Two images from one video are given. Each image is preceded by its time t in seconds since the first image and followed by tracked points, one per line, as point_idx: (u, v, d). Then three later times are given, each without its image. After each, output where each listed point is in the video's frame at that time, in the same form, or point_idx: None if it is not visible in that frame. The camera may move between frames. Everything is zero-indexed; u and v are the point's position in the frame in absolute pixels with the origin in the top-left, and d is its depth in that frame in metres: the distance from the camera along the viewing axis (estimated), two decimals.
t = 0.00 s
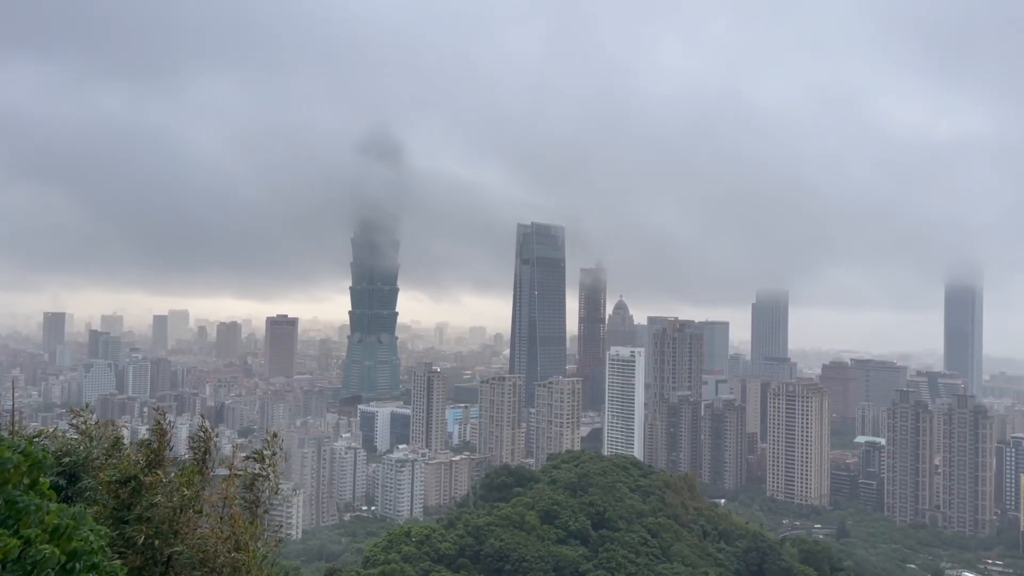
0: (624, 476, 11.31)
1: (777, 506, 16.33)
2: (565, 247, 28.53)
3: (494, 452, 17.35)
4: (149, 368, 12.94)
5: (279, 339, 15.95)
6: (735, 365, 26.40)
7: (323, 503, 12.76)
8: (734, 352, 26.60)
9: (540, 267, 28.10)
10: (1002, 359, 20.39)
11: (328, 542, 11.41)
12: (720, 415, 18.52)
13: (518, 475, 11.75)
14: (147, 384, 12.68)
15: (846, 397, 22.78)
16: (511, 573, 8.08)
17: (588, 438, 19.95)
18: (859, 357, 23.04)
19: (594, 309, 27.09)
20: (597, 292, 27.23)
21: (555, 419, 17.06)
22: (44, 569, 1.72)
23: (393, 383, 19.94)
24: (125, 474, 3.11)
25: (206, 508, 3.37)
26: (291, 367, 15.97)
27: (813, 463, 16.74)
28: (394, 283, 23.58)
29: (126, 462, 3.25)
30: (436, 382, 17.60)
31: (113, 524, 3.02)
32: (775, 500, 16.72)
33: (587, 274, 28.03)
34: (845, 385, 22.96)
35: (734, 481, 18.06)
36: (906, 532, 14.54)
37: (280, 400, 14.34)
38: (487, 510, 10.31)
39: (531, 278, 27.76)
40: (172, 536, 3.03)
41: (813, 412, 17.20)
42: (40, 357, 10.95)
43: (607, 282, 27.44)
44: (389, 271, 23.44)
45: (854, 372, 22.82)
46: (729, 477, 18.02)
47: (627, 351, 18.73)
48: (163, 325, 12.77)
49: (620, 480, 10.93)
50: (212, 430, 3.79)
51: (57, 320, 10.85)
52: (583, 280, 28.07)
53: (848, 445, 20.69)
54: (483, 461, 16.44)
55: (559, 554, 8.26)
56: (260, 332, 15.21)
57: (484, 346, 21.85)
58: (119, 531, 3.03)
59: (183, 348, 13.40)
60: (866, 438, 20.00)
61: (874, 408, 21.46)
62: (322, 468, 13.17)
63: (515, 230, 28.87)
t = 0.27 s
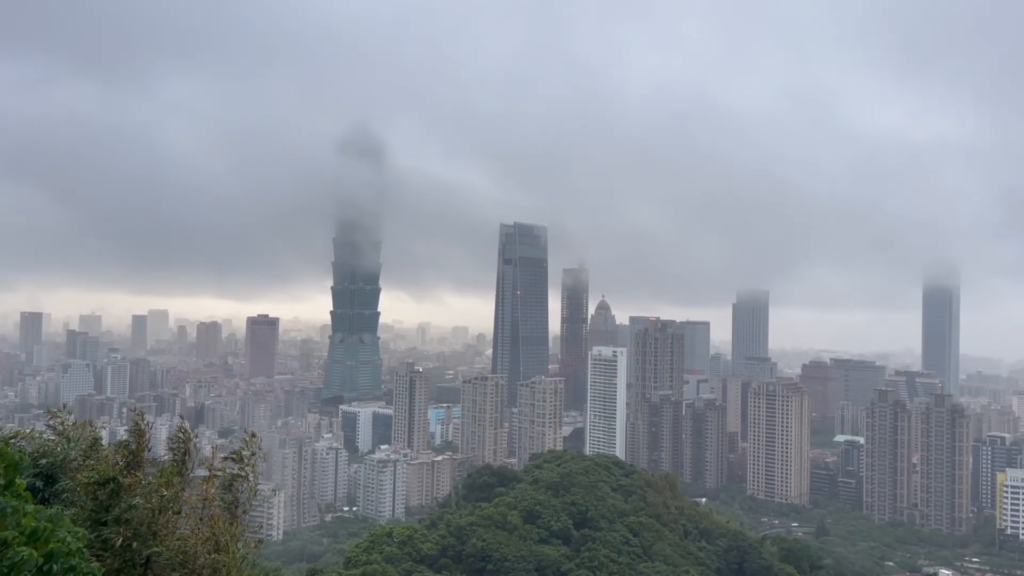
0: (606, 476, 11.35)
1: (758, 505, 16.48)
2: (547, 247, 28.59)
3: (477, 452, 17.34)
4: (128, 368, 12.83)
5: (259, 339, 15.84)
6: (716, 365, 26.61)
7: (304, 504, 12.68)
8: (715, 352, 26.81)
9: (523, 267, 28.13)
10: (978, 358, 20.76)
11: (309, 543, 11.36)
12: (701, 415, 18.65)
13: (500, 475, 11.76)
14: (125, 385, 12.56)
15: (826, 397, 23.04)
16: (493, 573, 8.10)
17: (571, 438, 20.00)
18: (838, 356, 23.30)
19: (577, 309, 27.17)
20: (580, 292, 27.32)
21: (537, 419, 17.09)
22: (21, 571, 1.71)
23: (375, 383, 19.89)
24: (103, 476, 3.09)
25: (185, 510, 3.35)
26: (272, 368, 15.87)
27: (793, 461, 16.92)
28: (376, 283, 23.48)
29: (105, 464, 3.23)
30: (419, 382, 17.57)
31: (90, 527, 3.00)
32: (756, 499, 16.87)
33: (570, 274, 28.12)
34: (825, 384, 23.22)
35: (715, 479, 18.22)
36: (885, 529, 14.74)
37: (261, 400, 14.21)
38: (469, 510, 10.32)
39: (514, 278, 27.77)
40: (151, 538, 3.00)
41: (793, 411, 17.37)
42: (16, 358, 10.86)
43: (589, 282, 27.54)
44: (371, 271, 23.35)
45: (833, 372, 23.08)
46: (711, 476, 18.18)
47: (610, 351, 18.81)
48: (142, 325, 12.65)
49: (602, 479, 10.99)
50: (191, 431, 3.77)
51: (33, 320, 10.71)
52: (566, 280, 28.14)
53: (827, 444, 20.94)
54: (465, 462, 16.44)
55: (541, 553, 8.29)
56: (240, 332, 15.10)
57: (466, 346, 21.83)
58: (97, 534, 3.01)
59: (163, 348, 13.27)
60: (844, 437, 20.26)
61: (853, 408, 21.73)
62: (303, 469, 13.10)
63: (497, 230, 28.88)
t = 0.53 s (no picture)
0: (588, 475, 11.40)
1: (738, 504, 16.62)
2: (530, 247, 28.63)
3: (459, 452, 17.33)
4: (105, 369, 12.76)
5: (240, 339, 15.72)
6: (697, 364, 26.80)
7: (285, 505, 12.59)
8: (696, 352, 27.00)
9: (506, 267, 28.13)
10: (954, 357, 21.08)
11: (290, 544, 11.28)
12: (682, 414, 18.77)
13: (482, 475, 11.77)
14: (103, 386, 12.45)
15: (806, 396, 23.28)
16: (474, 574, 8.10)
17: (553, 438, 20.04)
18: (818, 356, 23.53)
19: (559, 309, 27.24)
20: (562, 292, 27.37)
21: (519, 419, 17.10)
22: None
23: (356, 384, 19.83)
24: (81, 477, 3.06)
25: (164, 511, 3.33)
26: (252, 367, 15.76)
27: (773, 460, 17.07)
28: (358, 283, 23.42)
29: (82, 465, 3.20)
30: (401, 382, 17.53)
31: (68, 529, 2.97)
32: (736, 498, 17.01)
33: (552, 274, 28.19)
34: (805, 384, 23.45)
35: (696, 478, 18.37)
36: (863, 528, 14.92)
37: (241, 401, 14.12)
38: (451, 511, 10.30)
39: (497, 278, 27.78)
40: (129, 540, 2.98)
41: (773, 411, 17.53)
42: None
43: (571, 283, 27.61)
44: (353, 271, 23.28)
45: (813, 371, 23.31)
46: (692, 475, 18.32)
47: (592, 351, 18.80)
48: (119, 326, 12.50)
49: (584, 479, 11.04)
50: (170, 432, 3.73)
51: (8, 321, 10.56)
52: (548, 280, 28.18)
53: (807, 444, 21.16)
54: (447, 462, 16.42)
55: (522, 554, 8.31)
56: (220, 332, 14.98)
57: (449, 346, 21.78)
58: (74, 536, 2.98)
59: (141, 348, 13.12)
60: (823, 436, 20.49)
61: (833, 407, 21.97)
62: (284, 470, 13.01)
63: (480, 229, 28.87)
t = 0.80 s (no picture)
0: (570, 475, 11.42)
1: (719, 503, 16.75)
2: (512, 247, 28.64)
3: (441, 453, 17.30)
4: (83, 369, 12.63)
5: (219, 339, 15.58)
6: (679, 364, 26.98)
7: (265, 507, 12.49)
8: (677, 352, 27.18)
9: (488, 267, 28.12)
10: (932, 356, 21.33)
11: (271, 546, 11.22)
12: (664, 414, 18.88)
13: (464, 475, 11.77)
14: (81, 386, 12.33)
15: (785, 395, 23.52)
16: (457, 574, 8.10)
17: (535, 438, 20.07)
18: (798, 356, 23.76)
19: (542, 309, 27.29)
20: (545, 293, 27.41)
21: (502, 419, 17.12)
22: None
23: (338, 384, 19.76)
24: (57, 480, 3.04)
25: (142, 512, 3.30)
26: (232, 368, 15.63)
27: (754, 460, 17.22)
28: (339, 283, 23.33)
29: (57, 467, 3.17)
30: (383, 382, 17.49)
31: (44, 531, 2.94)
32: (717, 497, 17.15)
33: (534, 274, 28.24)
34: (784, 383, 23.69)
35: (677, 477, 18.51)
36: (842, 526, 15.10)
37: (222, 402, 14.01)
38: (433, 511, 10.29)
39: (479, 278, 27.77)
40: (107, 541, 2.96)
41: (754, 410, 17.67)
42: None
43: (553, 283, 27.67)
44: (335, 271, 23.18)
45: (793, 371, 23.54)
46: (673, 474, 18.44)
47: (574, 351, 18.85)
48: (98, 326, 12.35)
49: (566, 478, 11.09)
50: (147, 432, 3.71)
51: None
52: (531, 279, 28.22)
53: (787, 443, 21.37)
54: (430, 462, 16.39)
55: (505, 553, 8.33)
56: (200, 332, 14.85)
57: (431, 346, 21.72)
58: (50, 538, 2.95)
59: (120, 349, 12.96)
60: (803, 435, 20.73)
61: (812, 407, 22.20)
62: (264, 472, 12.92)
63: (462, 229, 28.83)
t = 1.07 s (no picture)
0: (552, 475, 11.45)
1: (701, 502, 16.86)
2: (495, 247, 28.64)
3: (423, 453, 17.26)
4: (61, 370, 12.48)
5: (199, 340, 15.45)
6: (661, 364, 27.13)
7: (246, 508, 12.40)
8: (659, 351, 27.32)
9: (471, 267, 28.09)
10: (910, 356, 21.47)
11: (252, 547, 11.14)
12: (646, 413, 18.98)
13: (447, 475, 11.77)
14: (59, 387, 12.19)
15: (766, 395, 23.73)
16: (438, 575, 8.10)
17: (518, 438, 20.10)
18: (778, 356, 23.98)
19: (525, 309, 27.33)
20: (528, 293, 27.43)
21: (485, 419, 17.11)
22: None
23: (319, 385, 19.69)
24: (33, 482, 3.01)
25: (120, 515, 3.28)
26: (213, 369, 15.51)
27: (735, 459, 17.36)
28: (321, 283, 23.23)
29: (33, 470, 3.13)
30: (365, 382, 17.43)
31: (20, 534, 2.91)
32: (699, 496, 17.27)
33: (516, 274, 28.26)
34: (765, 383, 23.91)
35: (659, 477, 18.62)
36: (822, 524, 15.27)
37: (202, 403, 13.90)
38: (415, 512, 10.27)
39: (462, 277, 27.76)
40: (85, 543, 2.93)
41: (735, 410, 17.80)
42: None
43: (536, 284, 27.70)
44: (316, 272, 23.08)
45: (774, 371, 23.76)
46: (654, 474, 18.55)
47: (557, 351, 18.88)
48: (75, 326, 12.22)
49: (549, 478, 11.11)
50: (125, 434, 3.68)
51: None
52: (514, 279, 28.24)
53: (767, 442, 21.57)
54: (412, 463, 16.35)
55: (487, 554, 8.33)
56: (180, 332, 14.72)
57: (414, 346, 21.65)
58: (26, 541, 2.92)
59: (98, 349, 12.83)
60: (783, 435, 20.93)
61: (793, 407, 22.41)
62: (245, 473, 12.83)
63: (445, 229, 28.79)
